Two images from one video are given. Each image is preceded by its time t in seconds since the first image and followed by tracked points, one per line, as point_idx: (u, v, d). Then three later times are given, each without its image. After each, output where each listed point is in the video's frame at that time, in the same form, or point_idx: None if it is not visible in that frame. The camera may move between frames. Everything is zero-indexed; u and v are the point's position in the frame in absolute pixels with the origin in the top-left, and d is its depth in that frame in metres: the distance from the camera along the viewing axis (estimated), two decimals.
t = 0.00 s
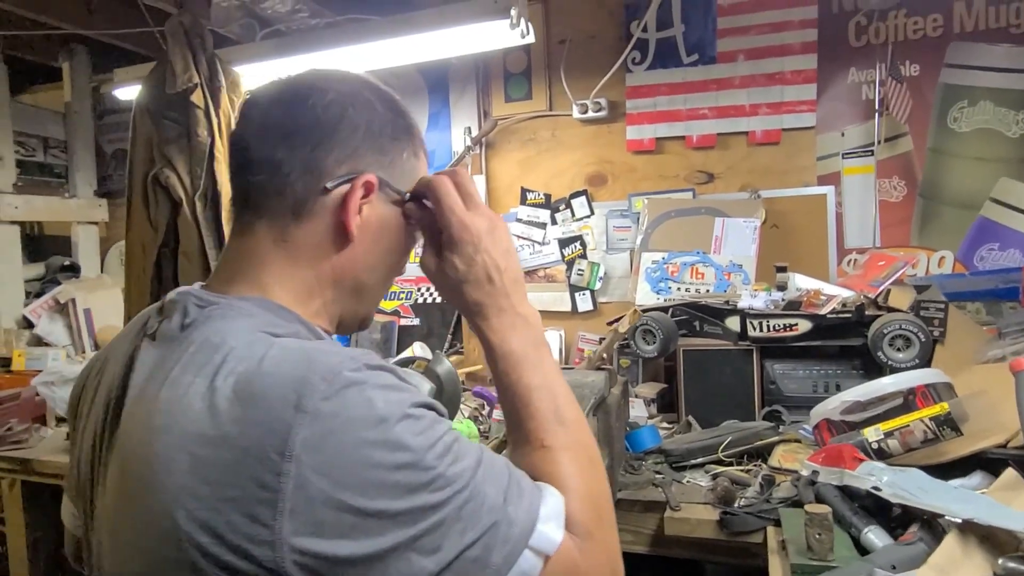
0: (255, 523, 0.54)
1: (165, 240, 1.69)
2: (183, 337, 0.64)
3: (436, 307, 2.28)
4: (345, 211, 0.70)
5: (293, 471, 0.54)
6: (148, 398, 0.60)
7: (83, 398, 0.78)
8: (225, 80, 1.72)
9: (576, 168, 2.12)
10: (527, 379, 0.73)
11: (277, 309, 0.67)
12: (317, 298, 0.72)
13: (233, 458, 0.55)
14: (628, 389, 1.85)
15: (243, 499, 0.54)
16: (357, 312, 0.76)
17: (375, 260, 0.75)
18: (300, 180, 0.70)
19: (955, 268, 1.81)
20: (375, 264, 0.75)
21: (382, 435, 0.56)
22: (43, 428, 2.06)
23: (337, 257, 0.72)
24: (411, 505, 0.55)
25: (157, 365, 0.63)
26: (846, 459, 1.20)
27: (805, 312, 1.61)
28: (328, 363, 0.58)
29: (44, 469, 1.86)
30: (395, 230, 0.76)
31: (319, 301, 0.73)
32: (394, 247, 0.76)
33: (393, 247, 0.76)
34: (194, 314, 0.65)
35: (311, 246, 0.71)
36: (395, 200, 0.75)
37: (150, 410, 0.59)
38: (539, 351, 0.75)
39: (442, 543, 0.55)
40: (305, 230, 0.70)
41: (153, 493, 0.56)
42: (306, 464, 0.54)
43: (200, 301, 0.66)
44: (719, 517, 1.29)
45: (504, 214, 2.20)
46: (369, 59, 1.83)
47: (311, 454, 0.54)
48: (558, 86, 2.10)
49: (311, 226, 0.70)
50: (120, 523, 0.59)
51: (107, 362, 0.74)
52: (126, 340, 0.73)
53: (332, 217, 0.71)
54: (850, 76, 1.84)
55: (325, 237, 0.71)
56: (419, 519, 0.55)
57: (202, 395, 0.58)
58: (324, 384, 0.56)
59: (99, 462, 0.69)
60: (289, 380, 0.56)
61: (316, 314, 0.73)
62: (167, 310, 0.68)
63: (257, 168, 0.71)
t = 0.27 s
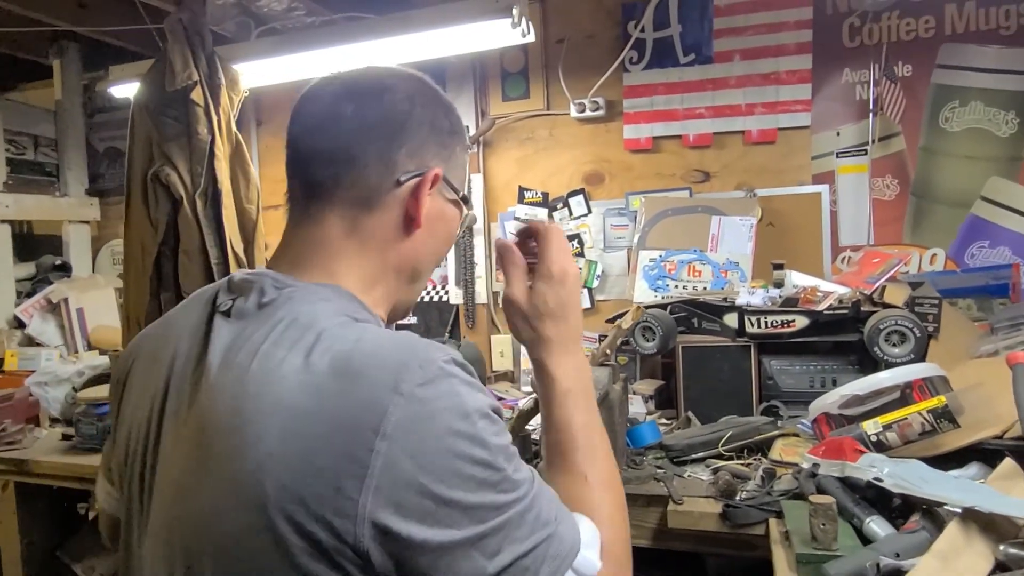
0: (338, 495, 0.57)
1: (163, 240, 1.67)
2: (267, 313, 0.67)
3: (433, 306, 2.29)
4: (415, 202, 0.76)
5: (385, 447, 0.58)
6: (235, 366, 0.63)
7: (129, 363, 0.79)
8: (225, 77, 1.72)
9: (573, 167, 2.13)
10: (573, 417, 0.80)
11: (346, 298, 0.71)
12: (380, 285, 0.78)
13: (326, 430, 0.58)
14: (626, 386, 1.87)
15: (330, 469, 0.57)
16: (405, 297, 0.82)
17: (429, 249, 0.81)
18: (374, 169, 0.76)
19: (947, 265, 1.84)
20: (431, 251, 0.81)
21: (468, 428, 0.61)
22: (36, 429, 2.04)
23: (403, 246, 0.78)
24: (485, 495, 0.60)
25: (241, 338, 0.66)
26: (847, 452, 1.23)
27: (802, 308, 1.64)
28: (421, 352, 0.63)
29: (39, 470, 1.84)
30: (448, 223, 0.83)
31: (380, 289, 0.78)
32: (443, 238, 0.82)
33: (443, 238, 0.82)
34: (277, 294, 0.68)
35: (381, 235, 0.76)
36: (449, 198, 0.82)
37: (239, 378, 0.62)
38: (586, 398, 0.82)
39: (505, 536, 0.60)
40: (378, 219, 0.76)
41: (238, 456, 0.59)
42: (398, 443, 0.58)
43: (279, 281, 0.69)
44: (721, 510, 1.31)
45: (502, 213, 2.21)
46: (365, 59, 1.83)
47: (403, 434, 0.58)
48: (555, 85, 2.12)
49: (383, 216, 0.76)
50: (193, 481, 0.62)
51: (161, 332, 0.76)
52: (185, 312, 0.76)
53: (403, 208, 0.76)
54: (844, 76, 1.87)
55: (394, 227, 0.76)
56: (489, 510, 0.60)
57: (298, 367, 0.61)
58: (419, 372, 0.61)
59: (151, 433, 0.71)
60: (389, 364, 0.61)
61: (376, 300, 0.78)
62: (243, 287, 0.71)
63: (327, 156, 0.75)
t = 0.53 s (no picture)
0: (342, 455, 0.73)
1: (155, 240, 1.66)
2: (284, 311, 0.83)
3: (425, 306, 2.29)
4: (389, 200, 0.90)
5: (379, 417, 0.73)
6: (265, 354, 0.80)
7: (171, 354, 0.95)
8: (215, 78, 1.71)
9: (564, 166, 2.15)
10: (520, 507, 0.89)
11: (356, 302, 0.86)
12: (376, 274, 0.91)
13: (334, 402, 0.74)
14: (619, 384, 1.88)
15: (337, 434, 0.73)
16: (401, 280, 0.96)
17: (412, 236, 0.94)
18: (350, 178, 0.89)
19: (932, 261, 1.88)
20: (414, 240, 0.95)
21: (449, 410, 0.75)
22: (25, 433, 2.03)
23: (389, 237, 0.91)
24: (463, 468, 0.74)
25: (265, 332, 0.82)
26: (839, 445, 1.26)
27: (792, 305, 1.67)
28: (413, 342, 0.78)
29: (29, 474, 1.85)
30: (425, 210, 0.96)
31: (376, 278, 0.92)
32: (423, 223, 0.96)
33: (423, 222, 0.96)
34: (291, 296, 0.84)
35: (368, 233, 0.90)
36: (422, 185, 0.95)
37: (268, 362, 0.79)
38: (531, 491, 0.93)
39: (480, 508, 0.73)
40: (360, 219, 0.89)
41: (271, 422, 0.77)
42: (391, 415, 0.73)
43: (301, 288, 0.85)
44: (716, 504, 1.33)
45: (493, 212, 2.22)
46: (355, 60, 1.83)
47: (394, 409, 0.73)
48: (546, 85, 2.14)
49: (366, 216, 0.89)
50: (236, 442, 0.79)
51: (199, 327, 0.93)
52: (219, 311, 0.92)
53: (379, 206, 0.90)
54: (831, 76, 1.90)
55: (379, 224, 0.90)
56: (467, 482, 0.74)
57: (314, 352, 0.78)
58: (410, 359, 0.76)
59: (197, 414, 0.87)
60: (385, 351, 0.76)
61: (374, 289, 0.92)
62: (263, 291, 0.87)
63: (309, 176, 0.89)
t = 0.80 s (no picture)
0: (298, 418, 0.80)
1: (134, 239, 1.64)
2: (252, 297, 0.91)
3: (412, 304, 2.27)
4: (339, 197, 0.94)
5: (331, 383, 0.80)
6: (235, 334, 0.88)
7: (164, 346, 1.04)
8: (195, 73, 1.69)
9: (552, 162, 2.13)
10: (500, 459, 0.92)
11: (325, 288, 0.93)
12: (344, 266, 0.97)
13: (291, 372, 0.82)
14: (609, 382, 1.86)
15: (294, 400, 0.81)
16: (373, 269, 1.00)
17: (373, 228, 0.99)
18: (302, 176, 0.94)
19: (922, 256, 1.86)
20: (376, 230, 0.99)
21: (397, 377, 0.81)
22: (4, 437, 1.99)
23: (348, 227, 0.96)
24: (408, 429, 0.79)
25: (236, 316, 0.90)
26: (830, 443, 1.24)
27: (783, 301, 1.65)
28: (366, 317, 0.85)
29: (7, 479, 1.84)
30: (384, 200, 1.00)
31: (344, 271, 0.97)
32: (385, 214, 1.00)
33: (385, 213, 1.00)
34: (260, 284, 0.92)
35: (327, 226, 0.95)
36: (374, 177, 0.98)
37: (237, 341, 0.87)
38: (518, 443, 0.95)
39: (425, 465, 0.78)
40: (317, 217, 0.94)
41: (238, 392, 0.84)
42: (342, 382, 0.80)
43: (272, 276, 0.93)
44: (707, 504, 1.31)
45: (481, 209, 2.20)
46: (339, 55, 1.81)
47: (345, 378, 0.80)
48: (533, 80, 2.12)
49: (321, 210, 0.95)
50: (210, 413, 0.87)
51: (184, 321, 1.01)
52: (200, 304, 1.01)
53: (331, 205, 0.95)
54: (820, 70, 1.88)
55: (334, 217, 0.95)
56: (413, 441, 0.79)
57: (278, 330, 0.85)
58: (361, 332, 0.83)
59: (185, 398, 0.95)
60: (338, 325, 0.83)
61: (343, 279, 0.98)
62: (234, 281, 0.94)
63: (268, 179, 0.95)
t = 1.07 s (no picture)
0: (258, 399, 0.77)
1: (94, 236, 1.56)
2: (219, 283, 0.88)
3: (393, 302, 2.20)
4: (314, 189, 0.90)
5: (291, 363, 0.76)
6: (204, 319, 0.86)
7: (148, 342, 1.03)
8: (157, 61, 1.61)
9: (536, 154, 2.06)
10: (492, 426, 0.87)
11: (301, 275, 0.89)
12: (320, 259, 0.93)
13: (253, 354, 0.79)
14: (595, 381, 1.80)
15: (254, 381, 0.77)
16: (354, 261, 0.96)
17: (351, 220, 0.94)
18: (277, 168, 0.90)
19: (916, 250, 1.80)
20: (355, 221, 0.95)
21: (358, 357, 0.77)
22: None
23: (326, 221, 0.92)
24: (368, 408, 0.74)
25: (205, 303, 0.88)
26: (824, 447, 1.17)
27: (773, 297, 1.59)
28: (330, 299, 0.81)
29: None
30: (363, 192, 0.96)
31: (322, 262, 0.93)
32: (364, 206, 0.96)
33: (363, 205, 0.96)
34: (228, 268, 0.89)
35: (302, 219, 0.91)
36: (351, 169, 0.94)
37: (205, 326, 0.85)
38: (512, 409, 0.90)
39: (384, 444, 0.73)
40: (291, 208, 0.90)
41: (203, 377, 0.82)
42: (301, 362, 0.76)
43: (245, 263, 0.89)
44: (694, 511, 1.25)
45: (463, 204, 2.13)
46: (312, 40, 1.73)
47: (304, 357, 0.76)
48: (516, 70, 2.05)
49: (296, 202, 0.90)
50: (178, 399, 0.85)
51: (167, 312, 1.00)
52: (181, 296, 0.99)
53: (304, 197, 0.90)
54: (811, 58, 1.82)
55: (309, 207, 0.91)
56: (372, 420, 0.74)
57: (241, 314, 0.82)
58: (323, 312, 0.79)
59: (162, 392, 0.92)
60: (302, 306, 0.79)
61: (321, 271, 0.94)
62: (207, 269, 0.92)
63: (245, 170, 0.91)
